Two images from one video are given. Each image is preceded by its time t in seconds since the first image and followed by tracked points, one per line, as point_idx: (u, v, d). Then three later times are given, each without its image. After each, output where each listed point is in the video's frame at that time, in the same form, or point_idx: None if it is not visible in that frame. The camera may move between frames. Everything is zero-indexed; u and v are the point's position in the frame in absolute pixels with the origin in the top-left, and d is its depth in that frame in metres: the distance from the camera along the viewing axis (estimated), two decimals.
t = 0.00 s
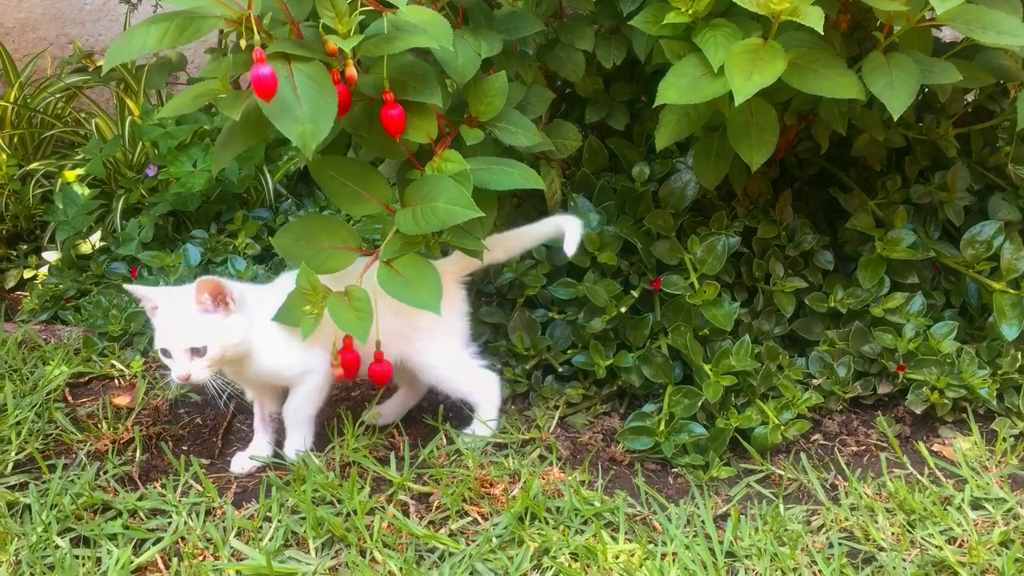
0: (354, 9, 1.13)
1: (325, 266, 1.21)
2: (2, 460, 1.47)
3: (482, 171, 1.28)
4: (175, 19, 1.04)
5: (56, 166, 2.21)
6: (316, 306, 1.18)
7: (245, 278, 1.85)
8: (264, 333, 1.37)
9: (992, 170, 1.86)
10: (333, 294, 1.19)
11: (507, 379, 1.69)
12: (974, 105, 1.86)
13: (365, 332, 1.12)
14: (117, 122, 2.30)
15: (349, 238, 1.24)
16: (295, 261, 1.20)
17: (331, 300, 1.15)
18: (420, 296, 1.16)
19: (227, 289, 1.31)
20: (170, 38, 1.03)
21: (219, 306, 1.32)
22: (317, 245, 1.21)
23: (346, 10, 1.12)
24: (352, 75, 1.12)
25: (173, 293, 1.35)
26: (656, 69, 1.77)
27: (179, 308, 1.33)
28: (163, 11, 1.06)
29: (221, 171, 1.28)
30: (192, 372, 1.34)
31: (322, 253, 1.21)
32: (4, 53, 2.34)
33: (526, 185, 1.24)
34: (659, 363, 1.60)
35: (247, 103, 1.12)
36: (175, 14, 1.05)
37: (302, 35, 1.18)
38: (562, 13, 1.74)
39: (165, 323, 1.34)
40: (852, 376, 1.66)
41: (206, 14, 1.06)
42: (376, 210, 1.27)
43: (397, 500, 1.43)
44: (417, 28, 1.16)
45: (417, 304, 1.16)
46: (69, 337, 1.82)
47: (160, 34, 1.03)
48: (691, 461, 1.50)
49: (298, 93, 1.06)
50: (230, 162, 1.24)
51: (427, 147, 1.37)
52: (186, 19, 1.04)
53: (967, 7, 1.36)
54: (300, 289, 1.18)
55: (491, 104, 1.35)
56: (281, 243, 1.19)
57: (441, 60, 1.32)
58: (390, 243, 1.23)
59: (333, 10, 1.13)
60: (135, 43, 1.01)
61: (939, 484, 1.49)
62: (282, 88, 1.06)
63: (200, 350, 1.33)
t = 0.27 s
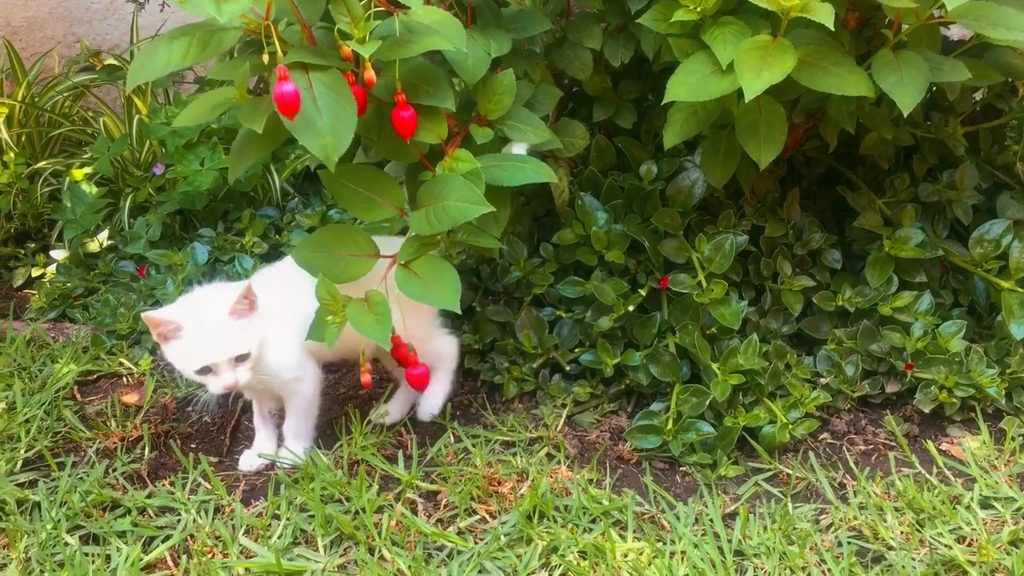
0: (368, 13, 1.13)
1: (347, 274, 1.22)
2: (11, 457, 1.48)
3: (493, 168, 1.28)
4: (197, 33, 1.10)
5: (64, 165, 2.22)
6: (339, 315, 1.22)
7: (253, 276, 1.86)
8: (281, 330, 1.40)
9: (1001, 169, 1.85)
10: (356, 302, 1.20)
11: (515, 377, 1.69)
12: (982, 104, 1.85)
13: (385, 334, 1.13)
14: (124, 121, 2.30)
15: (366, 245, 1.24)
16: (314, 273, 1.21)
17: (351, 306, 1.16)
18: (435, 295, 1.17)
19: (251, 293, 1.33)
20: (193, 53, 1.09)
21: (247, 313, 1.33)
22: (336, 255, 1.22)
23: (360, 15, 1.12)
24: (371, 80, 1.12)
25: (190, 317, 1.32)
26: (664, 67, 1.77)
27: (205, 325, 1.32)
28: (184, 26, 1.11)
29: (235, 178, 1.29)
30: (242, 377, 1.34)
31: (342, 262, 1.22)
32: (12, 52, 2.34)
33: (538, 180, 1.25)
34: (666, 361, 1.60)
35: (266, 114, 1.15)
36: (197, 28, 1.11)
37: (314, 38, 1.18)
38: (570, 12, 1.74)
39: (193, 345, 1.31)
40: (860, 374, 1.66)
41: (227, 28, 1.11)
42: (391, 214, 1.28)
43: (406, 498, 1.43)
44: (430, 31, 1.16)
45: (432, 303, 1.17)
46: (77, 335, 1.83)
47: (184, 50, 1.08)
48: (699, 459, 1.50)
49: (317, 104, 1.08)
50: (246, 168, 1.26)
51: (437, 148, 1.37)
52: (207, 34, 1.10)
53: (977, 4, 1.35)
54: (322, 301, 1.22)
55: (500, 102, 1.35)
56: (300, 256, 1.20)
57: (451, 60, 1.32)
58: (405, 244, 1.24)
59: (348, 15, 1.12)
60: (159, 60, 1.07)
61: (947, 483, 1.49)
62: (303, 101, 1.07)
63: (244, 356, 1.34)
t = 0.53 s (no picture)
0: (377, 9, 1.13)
1: (347, 266, 1.22)
2: (22, 455, 1.48)
3: (499, 168, 1.28)
4: (205, 27, 1.09)
5: (72, 164, 2.22)
6: (336, 306, 1.21)
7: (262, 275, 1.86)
8: (305, 338, 1.41)
9: (1010, 169, 1.85)
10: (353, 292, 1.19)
11: (523, 376, 1.69)
12: (991, 103, 1.85)
13: (381, 326, 1.13)
14: (132, 120, 2.31)
15: (369, 238, 1.24)
16: (315, 261, 1.21)
17: (349, 297, 1.16)
18: (434, 290, 1.16)
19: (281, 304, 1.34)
20: (201, 46, 1.08)
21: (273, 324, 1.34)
22: (338, 245, 1.21)
23: (369, 11, 1.13)
24: (378, 75, 1.12)
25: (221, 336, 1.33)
26: (672, 66, 1.77)
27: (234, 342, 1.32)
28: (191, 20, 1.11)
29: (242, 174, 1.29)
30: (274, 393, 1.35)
31: (344, 253, 1.21)
32: (20, 51, 2.35)
33: (543, 183, 1.24)
34: (675, 360, 1.59)
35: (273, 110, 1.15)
36: (203, 22, 1.10)
37: (323, 35, 1.19)
38: (579, 11, 1.74)
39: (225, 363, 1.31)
40: (869, 374, 1.65)
41: (233, 22, 1.11)
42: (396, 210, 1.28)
43: (415, 496, 1.43)
44: (438, 27, 1.16)
45: (431, 297, 1.16)
46: (86, 334, 1.83)
47: (192, 43, 1.07)
48: (708, 458, 1.50)
49: (326, 99, 1.07)
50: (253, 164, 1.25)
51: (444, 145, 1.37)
52: (215, 28, 1.09)
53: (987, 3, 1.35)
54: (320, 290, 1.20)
55: (508, 101, 1.35)
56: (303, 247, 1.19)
57: (460, 58, 1.33)
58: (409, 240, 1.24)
59: (357, 10, 1.13)
60: (168, 53, 1.05)
61: (957, 483, 1.49)
62: (311, 95, 1.07)
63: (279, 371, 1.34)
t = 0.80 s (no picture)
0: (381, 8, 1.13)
1: (356, 270, 1.23)
2: (26, 452, 1.49)
3: (505, 168, 1.29)
4: (209, 26, 1.09)
5: (76, 162, 2.23)
6: (348, 311, 1.20)
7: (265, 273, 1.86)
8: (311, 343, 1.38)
9: (1014, 168, 1.85)
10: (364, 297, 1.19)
11: (527, 375, 1.69)
12: (996, 102, 1.84)
13: (396, 333, 1.13)
14: (136, 118, 2.30)
15: (377, 243, 1.25)
16: (324, 267, 1.22)
17: (361, 304, 1.16)
18: (445, 294, 1.16)
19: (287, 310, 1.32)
20: (204, 45, 1.08)
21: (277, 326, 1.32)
22: (347, 250, 1.23)
23: (373, 10, 1.12)
24: (381, 75, 1.12)
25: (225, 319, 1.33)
26: (676, 65, 1.77)
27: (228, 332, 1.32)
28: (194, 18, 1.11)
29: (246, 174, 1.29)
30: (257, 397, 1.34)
31: (352, 257, 1.22)
32: (24, 49, 2.34)
33: (548, 181, 1.25)
34: (679, 359, 1.60)
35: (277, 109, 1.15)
36: (208, 21, 1.10)
37: (326, 33, 1.19)
38: (583, 10, 1.74)
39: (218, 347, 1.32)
40: (873, 373, 1.65)
41: (238, 20, 1.11)
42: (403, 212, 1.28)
43: (418, 495, 1.43)
44: (441, 26, 1.16)
45: (442, 301, 1.16)
46: (90, 331, 1.83)
47: (195, 41, 1.08)
48: (711, 457, 1.49)
49: (328, 97, 1.08)
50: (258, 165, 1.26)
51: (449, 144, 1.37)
52: (219, 26, 1.09)
53: (993, 2, 1.35)
54: (330, 296, 1.19)
55: (513, 100, 1.35)
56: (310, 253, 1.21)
57: (464, 57, 1.33)
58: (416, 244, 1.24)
59: (360, 10, 1.13)
60: (170, 51, 1.06)
61: (961, 482, 1.48)
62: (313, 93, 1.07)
63: (265, 374, 1.34)
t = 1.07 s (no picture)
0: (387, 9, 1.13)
1: (362, 266, 1.23)
2: (28, 451, 1.49)
3: (510, 162, 1.28)
4: (219, 31, 1.10)
5: (78, 161, 2.23)
6: (354, 307, 1.20)
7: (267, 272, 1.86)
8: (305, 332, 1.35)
9: (1016, 168, 1.85)
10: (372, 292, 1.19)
11: (529, 374, 1.69)
12: (998, 102, 1.84)
13: (403, 323, 1.13)
14: (138, 117, 2.30)
15: (382, 238, 1.26)
16: (330, 265, 1.22)
17: (368, 297, 1.16)
18: (452, 284, 1.16)
19: (284, 286, 1.29)
20: (215, 53, 1.09)
21: (272, 300, 1.30)
22: (353, 247, 1.23)
23: (379, 12, 1.13)
24: (388, 76, 1.12)
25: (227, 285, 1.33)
26: (678, 64, 1.77)
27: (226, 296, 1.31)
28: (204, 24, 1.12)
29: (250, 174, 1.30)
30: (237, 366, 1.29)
31: (359, 254, 1.23)
32: (26, 47, 2.34)
33: (555, 173, 1.25)
34: (680, 358, 1.60)
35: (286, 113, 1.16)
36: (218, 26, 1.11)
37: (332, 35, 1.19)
38: (585, 9, 1.74)
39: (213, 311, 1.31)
40: (875, 373, 1.65)
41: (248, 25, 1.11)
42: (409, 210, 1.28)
43: (421, 494, 1.43)
44: (448, 27, 1.16)
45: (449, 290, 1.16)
46: (92, 331, 1.84)
47: (206, 48, 1.08)
48: (713, 457, 1.50)
49: (338, 101, 1.08)
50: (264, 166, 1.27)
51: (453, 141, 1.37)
52: (229, 32, 1.10)
53: (996, 1, 1.35)
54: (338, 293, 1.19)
55: (516, 96, 1.35)
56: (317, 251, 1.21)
57: (467, 56, 1.33)
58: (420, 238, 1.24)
59: (367, 12, 1.13)
60: (182, 59, 1.07)
61: (963, 482, 1.48)
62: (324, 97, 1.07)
63: (249, 345, 1.30)
